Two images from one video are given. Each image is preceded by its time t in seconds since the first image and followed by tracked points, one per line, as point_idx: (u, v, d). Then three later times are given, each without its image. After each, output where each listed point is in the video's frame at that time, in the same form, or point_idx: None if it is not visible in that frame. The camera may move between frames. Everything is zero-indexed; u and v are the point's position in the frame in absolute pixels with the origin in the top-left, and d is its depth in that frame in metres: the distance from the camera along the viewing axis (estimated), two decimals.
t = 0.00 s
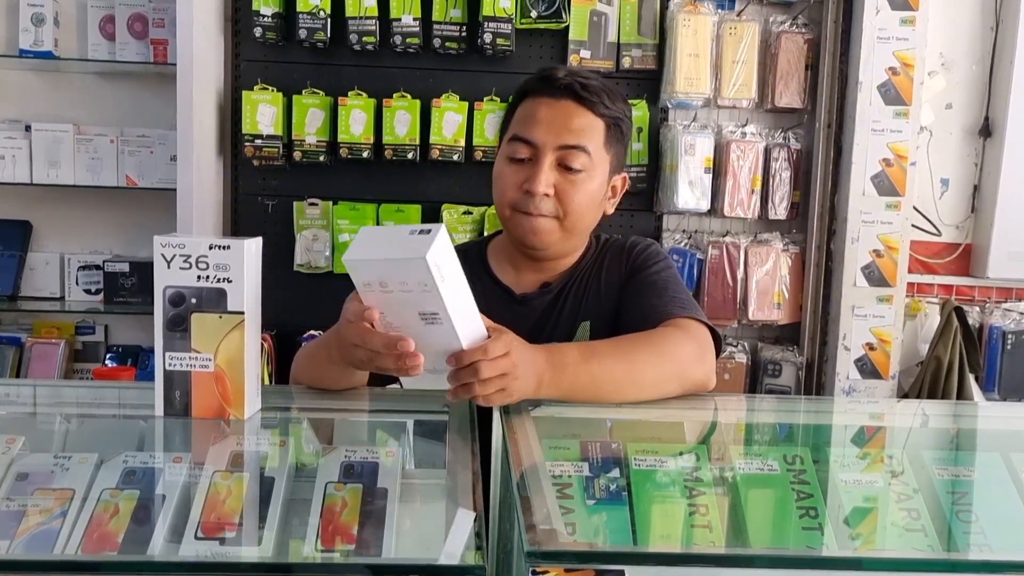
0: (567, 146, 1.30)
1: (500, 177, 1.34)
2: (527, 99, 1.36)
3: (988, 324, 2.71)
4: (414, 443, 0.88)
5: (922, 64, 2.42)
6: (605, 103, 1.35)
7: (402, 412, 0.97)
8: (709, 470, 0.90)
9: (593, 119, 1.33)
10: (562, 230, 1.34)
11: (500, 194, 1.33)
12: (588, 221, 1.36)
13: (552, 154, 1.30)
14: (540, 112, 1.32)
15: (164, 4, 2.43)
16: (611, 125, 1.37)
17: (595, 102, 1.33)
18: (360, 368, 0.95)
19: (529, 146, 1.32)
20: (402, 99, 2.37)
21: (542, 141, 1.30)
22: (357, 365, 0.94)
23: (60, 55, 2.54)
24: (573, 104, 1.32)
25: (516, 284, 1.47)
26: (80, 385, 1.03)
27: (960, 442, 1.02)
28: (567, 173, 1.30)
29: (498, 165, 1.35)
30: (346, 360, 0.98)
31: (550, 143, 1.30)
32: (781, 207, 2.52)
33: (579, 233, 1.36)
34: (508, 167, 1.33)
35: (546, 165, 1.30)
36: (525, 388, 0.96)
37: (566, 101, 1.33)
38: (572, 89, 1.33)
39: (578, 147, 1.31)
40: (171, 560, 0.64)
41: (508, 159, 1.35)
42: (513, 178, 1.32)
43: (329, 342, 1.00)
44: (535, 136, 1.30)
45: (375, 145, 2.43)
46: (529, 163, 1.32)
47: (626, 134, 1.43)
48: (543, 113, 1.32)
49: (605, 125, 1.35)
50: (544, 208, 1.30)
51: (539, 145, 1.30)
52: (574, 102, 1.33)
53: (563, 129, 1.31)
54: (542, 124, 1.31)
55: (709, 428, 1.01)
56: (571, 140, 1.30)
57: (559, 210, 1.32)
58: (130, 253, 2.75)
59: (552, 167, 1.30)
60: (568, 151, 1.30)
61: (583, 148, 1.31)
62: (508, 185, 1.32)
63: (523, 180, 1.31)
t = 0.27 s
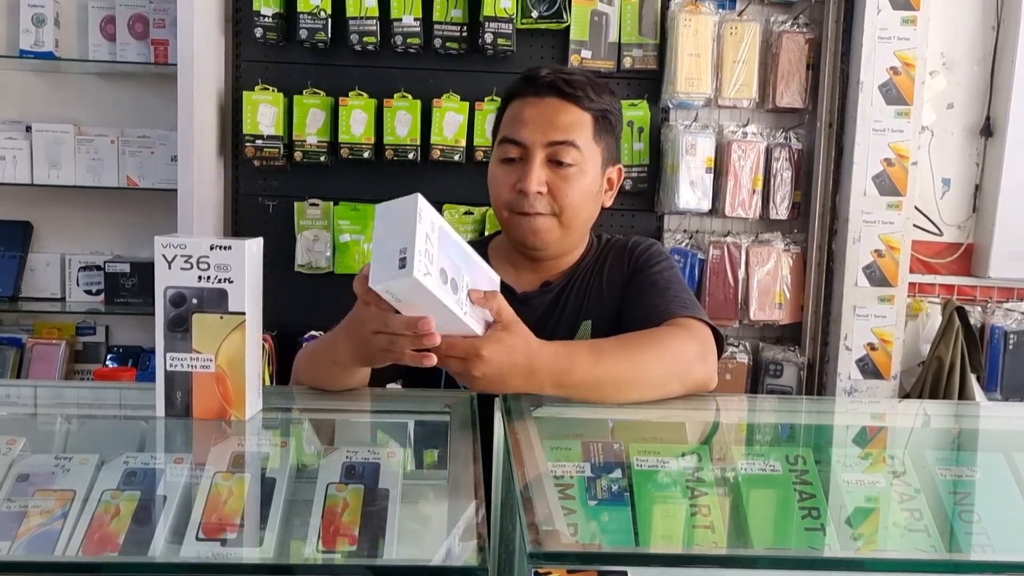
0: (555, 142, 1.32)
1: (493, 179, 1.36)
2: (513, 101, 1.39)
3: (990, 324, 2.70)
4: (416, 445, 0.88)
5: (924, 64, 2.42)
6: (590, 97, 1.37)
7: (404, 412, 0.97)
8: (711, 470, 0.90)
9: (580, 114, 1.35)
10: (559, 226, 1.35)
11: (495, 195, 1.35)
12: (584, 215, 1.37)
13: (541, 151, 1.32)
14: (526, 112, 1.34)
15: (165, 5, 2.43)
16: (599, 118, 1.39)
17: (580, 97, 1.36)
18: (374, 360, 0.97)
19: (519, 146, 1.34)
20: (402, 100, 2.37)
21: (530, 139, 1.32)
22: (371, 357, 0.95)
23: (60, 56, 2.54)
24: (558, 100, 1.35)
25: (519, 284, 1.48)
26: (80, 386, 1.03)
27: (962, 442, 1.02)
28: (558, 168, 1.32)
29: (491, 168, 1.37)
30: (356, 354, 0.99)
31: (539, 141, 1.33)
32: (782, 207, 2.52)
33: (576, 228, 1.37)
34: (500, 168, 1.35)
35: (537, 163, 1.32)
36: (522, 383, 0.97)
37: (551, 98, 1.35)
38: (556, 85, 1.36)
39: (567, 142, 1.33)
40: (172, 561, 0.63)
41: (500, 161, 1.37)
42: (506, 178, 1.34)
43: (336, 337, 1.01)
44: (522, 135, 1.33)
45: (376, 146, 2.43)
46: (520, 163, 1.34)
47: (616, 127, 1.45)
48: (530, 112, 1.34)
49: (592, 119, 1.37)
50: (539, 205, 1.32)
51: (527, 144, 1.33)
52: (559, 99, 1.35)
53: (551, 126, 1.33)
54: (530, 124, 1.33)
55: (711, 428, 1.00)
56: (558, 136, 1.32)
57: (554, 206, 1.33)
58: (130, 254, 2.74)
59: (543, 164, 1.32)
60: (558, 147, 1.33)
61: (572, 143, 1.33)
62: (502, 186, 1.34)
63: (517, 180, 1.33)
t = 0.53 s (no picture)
0: (547, 138, 1.34)
1: (488, 178, 1.37)
2: (504, 100, 1.40)
3: (991, 323, 2.70)
4: (418, 444, 0.88)
5: (925, 63, 2.42)
6: (581, 92, 1.38)
7: (405, 411, 0.97)
8: (712, 469, 0.90)
9: (571, 108, 1.36)
10: (555, 222, 1.36)
11: (491, 194, 1.37)
12: (580, 210, 1.37)
13: (534, 147, 1.34)
14: (517, 109, 1.35)
15: (166, 5, 2.43)
16: (591, 112, 1.40)
17: (571, 92, 1.37)
18: (379, 360, 0.97)
19: (511, 144, 1.35)
20: (403, 99, 2.37)
21: (522, 136, 1.34)
22: (376, 358, 0.96)
23: (61, 56, 2.54)
24: (549, 97, 1.36)
25: (517, 282, 1.48)
26: (82, 385, 1.03)
27: (963, 441, 1.02)
28: (551, 164, 1.34)
29: (485, 167, 1.38)
30: (360, 356, 0.99)
31: (531, 138, 1.34)
32: (783, 206, 2.51)
33: (573, 223, 1.37)
34: (494, 168, 1.36)
35: (530, 159, 1.33)
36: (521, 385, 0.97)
37: (541, 94, 1.36)
38: (546, 81, 1.37)
39: (559, 138, 1.34)
40: (175, 561, 0.63)
41: (495, 160, 1.38)
42: (501, 177, 1.35)
43: (338, 341, 1.01)
44: (515, 133, 1.34)
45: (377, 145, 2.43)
46: (513, 160, 1.35)
47: (609, 122, 1.46)
48: (520, 110, 1.35)
49: (584, 113, 1.38)
50: (534, 201, 1.33)
51: (520, 140, 1.34)
52: (550, 95, 1.36)
53: (543, 122, 1.34)
54: (521, 121, 1.34)
55: (712, 428, 1.00)
56: (551, 131, 1.34)
57: (550, 201, 1.34)
58: (132, 254, 2.75)
59: (536, 160, 1.33)
60: (550, 142, 1.34)
61: (564, 138, 1.34)
62: (497, 185, 1.35)
63: (511, 177, 1.34)
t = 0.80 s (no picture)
0: (544, 139, 1.33)
1: (485, 180, 1.37)
2: (501, 100, 1.40)
3: (992, 323, 2.70)
4: (418, 443, 0.88)
5: (925, 62, 2.42)
6: (577, 91, 1.38)
7: (406, 409, 0.97)
8: (713, 468, 0.90)
9: (567, 108, 1.36)
10: (553, 222, 1.36)
11: (489, 196, 1.37)
12: (577, 210, 1.37)
13: (530, 148, 1.33)
14: (513, 110, 1.35)
15: (167, 4, 2.43)
16: (587, 110, 1.40)
17: (567, 92, 1.37)
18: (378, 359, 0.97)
19: (508, 145, 1.35)
20: (404, 99, 2.37)
21: (519, 137, 1.33)
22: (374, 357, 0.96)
23: (62, 55, 2.54)
24: (545, 96, 1.36)
25: (516, 282, 1.48)
26: (84, 384, 1.03)
27: (964, 440, 1.02)
28: (548, 164, 1.34)
29: (483, 169, 1.38)
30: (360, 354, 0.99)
31: (527, 139, 1.34)
32: (784, 205, 2.51)
33: (570, 223, 1.38)
34: (491, 169, 1.37)
35: (527, 161, 1.33)
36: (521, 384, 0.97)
37: (537, 94, 1.36)
38: (542, 81, 1.37)
39: (556, 138, 1.34)
40: (176, 559, 0.63)
41: (491, 161, 1.38)
42: (498, 178, 1.35)
43: (336, 342, 1.01)
44: (511, 134, 1.34)
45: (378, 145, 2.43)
46: (510, 161, 1.35)
47: (605, 120, 1.46)
48: (516, 110, 1.35)
49: (580, 112, 1.38)
50: (532, 202, 1.33)
51: (516, 142, 1.34)
52: (546, 95, 1.36)
53: (539, 122, 1.34)
54: (517, 121, 1.34)
55: (713, 426, 1.01)
56: (547, 132, 1.33)
57: (547, 202, 1.34)
58: (132, 253, 2.75)
59: (533, 161, 1.33)
60: (547, 142, 1.34)
61: (561, 138, 1.34)
62: (495, 186, 1.36)
63: (508, 179, 1.34)
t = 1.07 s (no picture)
0: (535, 133, 1.35)
1: (479, 176, 1.39)
2: (495, 98, 1.42)
3: (991, 322, 2.70)
4: (417, 442, 0.88)
5: (925, 61, 2.41)
6: (569, 87, 1.40)
7: (406, 408, 0.97)
8: (712, 467, 0.90)
9: (558, 103, 1.38)
10: (544, 216, 1.36)
11: (482, 191, 1.38)
12: (568, 204, 1.38)
13: (522, 142, 1.35)
14: (505, 106, 1.37)
15: (166, 3, 2.43)
16: (580, 106, 1.41)
17: (559, 87, 1.39)
18: (382, 350, 0.98)
19: (500, 140, 1.37)
20: (404, 98, 2.37)
21: (510, 131, 1.35)
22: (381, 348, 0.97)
23: (62, 54, 2.54)
24: (538, 92, 1.38)
25: (515, 280, 1.48)
26: (83, 382, 1.03)
27: (963, 439, 1.02)
28: (539, 158, 1.35)
29: (477, 165, 1.40)
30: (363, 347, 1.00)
31: (518, 133, 1.35)
32: (783, 205, 2.51)
33: (562, 218, 1.38)
34: (484, 164, 1.38)
35: (517, 154, 1.35)
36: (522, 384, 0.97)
37: (530, 90, 1.38)
38: (534, 77, 1.39)
39: (546, 131, 1.35)
40: (175, 558, 0.63)
41: (485, 157, 1.40)
42: (491, 173, 1.37)
43: (336, 337, 1.02)
44: (503, 128, 1.36)
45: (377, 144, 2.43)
46: (502, 156, 1.37)
47: (599, 117, 1.47)
48: (508, 106, 1.37)
49: (573, 107, 1.39)
50: (523, 196, 1.34)
51: (508, 136, 1.35)
52: (538, 91, 1.38)
53: (530, 116, 1.36)
54: (509, 116, 1.36)
55: (712, 425, 1.01)
56: (538, 126, 1.35)
57: (538, 196, 1.34)
58: (132, 252, 2.75)
59: (524, 155, 1.35)
60: (538, 136, 1.35)
61: (552, 132, 1.35)
62: (487, 181, 1.37)
63: (500, 173, 1.36)
